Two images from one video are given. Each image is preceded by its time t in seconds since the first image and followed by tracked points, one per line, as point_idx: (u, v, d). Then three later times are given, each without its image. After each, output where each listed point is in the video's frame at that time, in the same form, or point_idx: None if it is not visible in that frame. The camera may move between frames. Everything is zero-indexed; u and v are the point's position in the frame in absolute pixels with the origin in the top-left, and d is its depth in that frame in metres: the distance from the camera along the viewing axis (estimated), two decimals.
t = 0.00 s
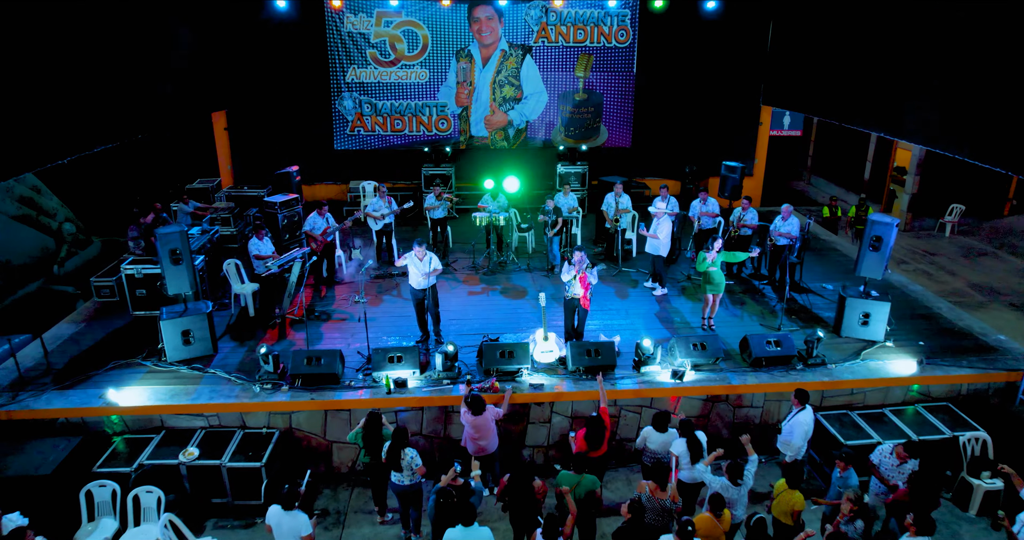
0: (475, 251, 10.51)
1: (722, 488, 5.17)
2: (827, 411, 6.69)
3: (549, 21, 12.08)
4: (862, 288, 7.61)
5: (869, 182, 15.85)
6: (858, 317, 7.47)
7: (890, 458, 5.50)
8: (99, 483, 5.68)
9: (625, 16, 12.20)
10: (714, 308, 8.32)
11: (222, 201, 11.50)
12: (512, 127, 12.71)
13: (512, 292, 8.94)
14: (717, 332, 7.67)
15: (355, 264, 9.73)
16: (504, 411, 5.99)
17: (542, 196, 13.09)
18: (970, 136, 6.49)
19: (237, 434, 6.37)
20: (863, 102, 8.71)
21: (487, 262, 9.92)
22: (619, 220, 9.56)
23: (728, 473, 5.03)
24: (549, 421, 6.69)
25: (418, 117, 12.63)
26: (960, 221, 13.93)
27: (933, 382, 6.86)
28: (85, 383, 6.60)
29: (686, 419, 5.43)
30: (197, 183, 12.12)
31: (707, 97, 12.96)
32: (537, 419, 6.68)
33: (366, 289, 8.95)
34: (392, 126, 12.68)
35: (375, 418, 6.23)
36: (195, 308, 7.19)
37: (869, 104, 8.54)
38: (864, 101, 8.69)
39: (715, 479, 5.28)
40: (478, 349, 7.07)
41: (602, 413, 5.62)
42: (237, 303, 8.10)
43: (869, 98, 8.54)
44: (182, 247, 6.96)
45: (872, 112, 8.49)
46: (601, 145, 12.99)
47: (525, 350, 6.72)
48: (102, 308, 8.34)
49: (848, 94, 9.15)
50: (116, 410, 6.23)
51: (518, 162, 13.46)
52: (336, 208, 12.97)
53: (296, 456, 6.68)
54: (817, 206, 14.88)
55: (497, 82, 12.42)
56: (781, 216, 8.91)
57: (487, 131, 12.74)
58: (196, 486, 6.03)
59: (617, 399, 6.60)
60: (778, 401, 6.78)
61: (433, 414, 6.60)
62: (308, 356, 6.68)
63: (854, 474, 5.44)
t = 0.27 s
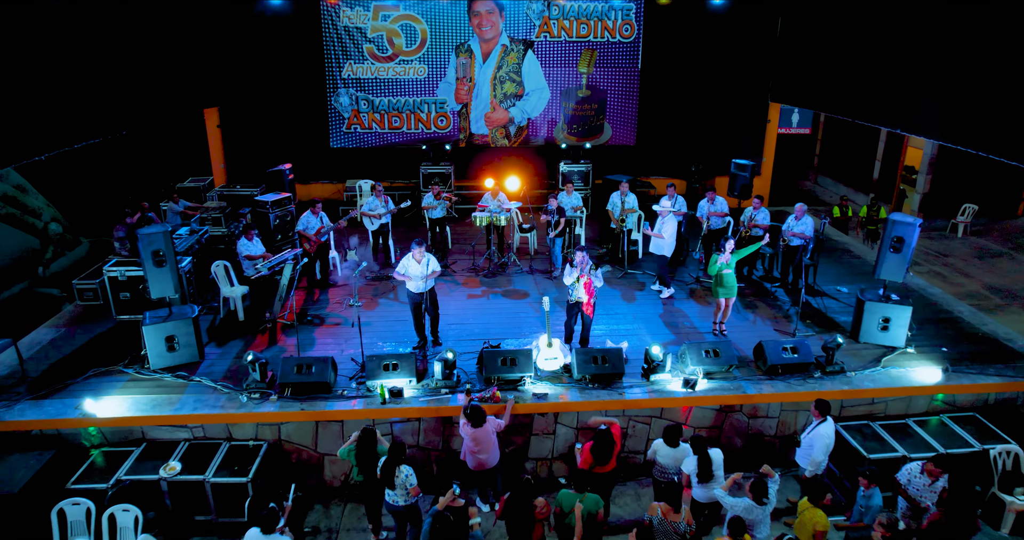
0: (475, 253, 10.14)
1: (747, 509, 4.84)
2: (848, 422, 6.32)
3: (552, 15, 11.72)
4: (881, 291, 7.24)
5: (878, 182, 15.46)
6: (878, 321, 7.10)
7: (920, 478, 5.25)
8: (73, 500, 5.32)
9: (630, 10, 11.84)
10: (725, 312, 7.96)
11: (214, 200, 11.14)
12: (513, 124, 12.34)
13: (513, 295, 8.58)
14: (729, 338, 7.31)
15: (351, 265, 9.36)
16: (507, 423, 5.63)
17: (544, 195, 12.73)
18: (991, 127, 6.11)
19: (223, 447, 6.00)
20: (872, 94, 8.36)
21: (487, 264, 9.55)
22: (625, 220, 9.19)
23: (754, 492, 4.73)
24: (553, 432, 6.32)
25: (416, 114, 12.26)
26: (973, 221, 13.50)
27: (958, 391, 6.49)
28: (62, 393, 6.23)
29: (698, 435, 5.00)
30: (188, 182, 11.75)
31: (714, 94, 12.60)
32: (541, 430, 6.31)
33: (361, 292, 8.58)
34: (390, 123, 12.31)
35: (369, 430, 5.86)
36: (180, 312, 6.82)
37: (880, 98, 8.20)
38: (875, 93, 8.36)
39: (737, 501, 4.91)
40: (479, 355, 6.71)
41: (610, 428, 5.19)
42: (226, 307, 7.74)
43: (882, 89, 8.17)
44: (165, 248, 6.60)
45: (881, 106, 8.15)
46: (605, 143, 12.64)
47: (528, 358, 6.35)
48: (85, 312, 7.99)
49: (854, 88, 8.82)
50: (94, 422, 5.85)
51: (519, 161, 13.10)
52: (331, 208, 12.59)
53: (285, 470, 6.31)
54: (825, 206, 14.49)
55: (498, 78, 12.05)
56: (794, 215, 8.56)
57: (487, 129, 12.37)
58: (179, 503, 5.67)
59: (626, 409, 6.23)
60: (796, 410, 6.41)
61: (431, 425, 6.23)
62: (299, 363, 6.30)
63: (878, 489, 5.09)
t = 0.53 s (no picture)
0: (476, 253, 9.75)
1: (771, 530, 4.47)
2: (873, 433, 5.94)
3: (555, 8, 11.34)
4: (904, 294, 6.86)
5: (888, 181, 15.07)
6: (901, 326, 6.72)
7: (955, 499, 4.83)
8: (42, 519, 4.95)
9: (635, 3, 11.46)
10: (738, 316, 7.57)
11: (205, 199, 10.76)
12: (515, 121, 11.95)
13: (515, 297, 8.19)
14: (743, 343, 6.92)
15: (346, 266, 8.98)
16: (510, 435, 5.24)
17: (547, 194, 12.35)
18: (1016, 120, 5.72)
19: (207, 461, 5.62)
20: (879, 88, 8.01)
21: (488, 265, 9.16)
22: (632, 219, 8.80)
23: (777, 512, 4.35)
24: (559, 444, 5.94)
25: (414, 110, 11.89)
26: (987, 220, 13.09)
27: (989, 400, 6.11)
28: (36, 402, 5.86)
29: (726, 447, 4.61)
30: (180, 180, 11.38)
31: (722, 90, 12.23)
32: (546, 442, 5.93)
33: (356, 294, 8.20)
34: (388, 119, 11.94)
35: (363, 442, 5.47)
36: (164, 316, 6.45)
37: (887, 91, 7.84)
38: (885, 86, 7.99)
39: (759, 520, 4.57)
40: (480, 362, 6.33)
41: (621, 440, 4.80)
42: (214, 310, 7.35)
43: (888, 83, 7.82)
44: (147, 249, 6.23)
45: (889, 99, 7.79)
46: (609, 140, 12.26)
47: (533, 365, 5.98)
48: (67, 316, 7.61)
49: (862, 82, 8.48)
50: (68, 434, 5.48)
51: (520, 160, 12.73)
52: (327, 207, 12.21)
53: (274, 485, 5.93)
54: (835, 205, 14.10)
55: (499, 73, 11.66)
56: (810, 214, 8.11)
57: (488, 126, 11.98)
58: (158, 521, 5.29)
59: (637, 419, 5.85)
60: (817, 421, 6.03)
61: (429, 437, 5.85)
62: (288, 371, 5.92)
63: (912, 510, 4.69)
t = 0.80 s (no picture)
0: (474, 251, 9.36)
1: None
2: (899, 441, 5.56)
3: None
4: (927, 292, 6.48)
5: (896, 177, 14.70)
6: (925, 327, 6.33)
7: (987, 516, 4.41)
8: None
9: None
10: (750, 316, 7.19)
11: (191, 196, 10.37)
12: (513, 115, 11.56)
13: (515, 298, 7.79)
14: (757, 345, 6.54)
15: (338, 265, 8.58)
16: (511, 446, 4.84)
17: (546, 191, 11.96)
18: None
19: (185, 474, 5.22)
20: (886, 77, 7.66)
21: (486, 264, 8.76)
22: (637, 215, 8.42)
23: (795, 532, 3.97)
24: (563, 454, 5.55)
25: (409, 105, 11.49)
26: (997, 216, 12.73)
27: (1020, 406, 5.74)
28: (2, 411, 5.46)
29: (761, 460, 4.25)
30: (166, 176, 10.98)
31: (726, 83, 11.86)
32: (550, 452, 5.53)
33: (347, 294, 7.80)
34: (381, 114, 11.54)
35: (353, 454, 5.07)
36: (140, 318, 6.04)
37: (894, 80, 7.49)
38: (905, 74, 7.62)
39: None
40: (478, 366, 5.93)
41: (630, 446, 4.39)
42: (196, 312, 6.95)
43: (895, 71, 7.47)
44: (121, 246, 5.79)
45: (896, 89, 7.45)
46: (611, 135, 11.87)
47: (535, 369, 5.58)
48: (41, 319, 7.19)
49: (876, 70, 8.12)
50: (33, 447, 5.08)
51: (519, 156, 12.33)
52: (319, 204, 11.81)
53: (257, 499, 5.53)
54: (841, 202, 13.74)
55: (497, 65, 11.26)
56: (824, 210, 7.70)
57: (485, 120, 11.58)
58: None
59: (647, 427, 5.46)
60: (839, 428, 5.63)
61: (424, 448, 5.45)
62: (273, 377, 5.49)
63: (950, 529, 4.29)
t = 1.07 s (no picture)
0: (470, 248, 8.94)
1: None
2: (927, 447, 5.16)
3: None
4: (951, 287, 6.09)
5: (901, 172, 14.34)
6: (950, 323, 5.94)
7: None
8: None
9: None
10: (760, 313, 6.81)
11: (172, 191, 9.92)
12: (508, 108, 11.16)
13: (513, 295, 7.38)
14: (770, 344, 6.16)
15: (326, 263, 8.15)
16: (510, 455, 4.42)
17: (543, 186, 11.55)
18: None
19: (154, 488, 4.77)
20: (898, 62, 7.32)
21: (482, 261, 8.34)
22: (639, 209, 8.03)
23: None
24: (566, 463, 5.13)
25: (400, 97, 11.08)
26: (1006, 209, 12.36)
27: None
28: None
29: (803, 471, 3.90)
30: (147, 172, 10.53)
31: (728, 74, 11.50)
32: (552, 461, 5.11)
33: (335, 293, 7.37)
34: (372, 106, 11.14)
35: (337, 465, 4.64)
36: (109, 317, 5.58)
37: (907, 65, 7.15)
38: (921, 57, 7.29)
39: None
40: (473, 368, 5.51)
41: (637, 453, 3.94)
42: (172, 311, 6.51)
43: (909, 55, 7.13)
44: (85, 240, 5.35)
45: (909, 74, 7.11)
46: (609, 128, 11.47)
47: (535, 371, 5.16)
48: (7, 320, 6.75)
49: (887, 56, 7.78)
50: None
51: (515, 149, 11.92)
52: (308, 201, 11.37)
53: (235, 514, 5.09)
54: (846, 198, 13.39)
55: (491, 56, 10.87)
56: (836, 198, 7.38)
57: (479, 113, 11.17)
58: None
59: (656, 434, 5.05)
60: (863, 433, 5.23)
61: (416, 457, 5.02)
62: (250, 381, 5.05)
63: None
